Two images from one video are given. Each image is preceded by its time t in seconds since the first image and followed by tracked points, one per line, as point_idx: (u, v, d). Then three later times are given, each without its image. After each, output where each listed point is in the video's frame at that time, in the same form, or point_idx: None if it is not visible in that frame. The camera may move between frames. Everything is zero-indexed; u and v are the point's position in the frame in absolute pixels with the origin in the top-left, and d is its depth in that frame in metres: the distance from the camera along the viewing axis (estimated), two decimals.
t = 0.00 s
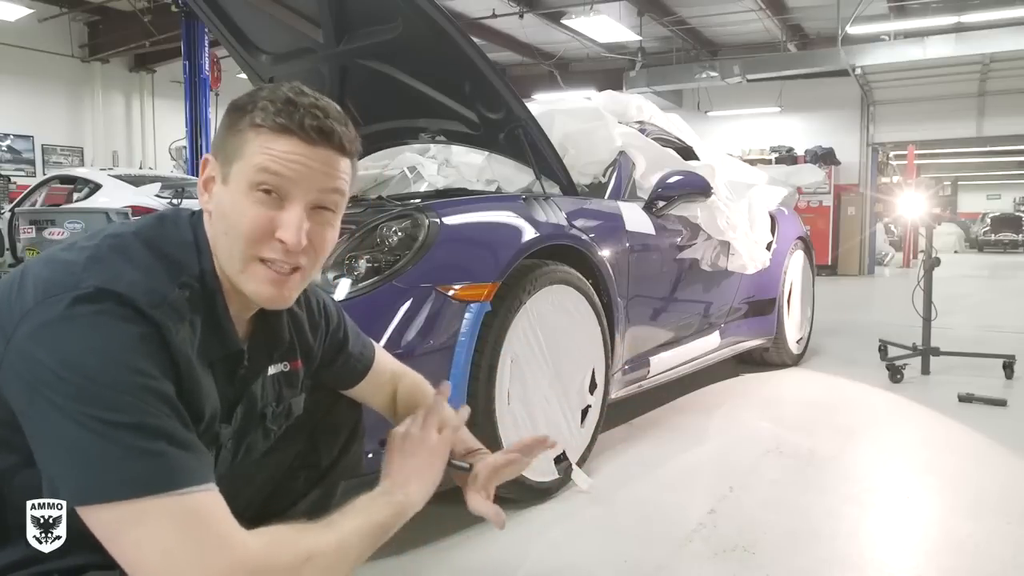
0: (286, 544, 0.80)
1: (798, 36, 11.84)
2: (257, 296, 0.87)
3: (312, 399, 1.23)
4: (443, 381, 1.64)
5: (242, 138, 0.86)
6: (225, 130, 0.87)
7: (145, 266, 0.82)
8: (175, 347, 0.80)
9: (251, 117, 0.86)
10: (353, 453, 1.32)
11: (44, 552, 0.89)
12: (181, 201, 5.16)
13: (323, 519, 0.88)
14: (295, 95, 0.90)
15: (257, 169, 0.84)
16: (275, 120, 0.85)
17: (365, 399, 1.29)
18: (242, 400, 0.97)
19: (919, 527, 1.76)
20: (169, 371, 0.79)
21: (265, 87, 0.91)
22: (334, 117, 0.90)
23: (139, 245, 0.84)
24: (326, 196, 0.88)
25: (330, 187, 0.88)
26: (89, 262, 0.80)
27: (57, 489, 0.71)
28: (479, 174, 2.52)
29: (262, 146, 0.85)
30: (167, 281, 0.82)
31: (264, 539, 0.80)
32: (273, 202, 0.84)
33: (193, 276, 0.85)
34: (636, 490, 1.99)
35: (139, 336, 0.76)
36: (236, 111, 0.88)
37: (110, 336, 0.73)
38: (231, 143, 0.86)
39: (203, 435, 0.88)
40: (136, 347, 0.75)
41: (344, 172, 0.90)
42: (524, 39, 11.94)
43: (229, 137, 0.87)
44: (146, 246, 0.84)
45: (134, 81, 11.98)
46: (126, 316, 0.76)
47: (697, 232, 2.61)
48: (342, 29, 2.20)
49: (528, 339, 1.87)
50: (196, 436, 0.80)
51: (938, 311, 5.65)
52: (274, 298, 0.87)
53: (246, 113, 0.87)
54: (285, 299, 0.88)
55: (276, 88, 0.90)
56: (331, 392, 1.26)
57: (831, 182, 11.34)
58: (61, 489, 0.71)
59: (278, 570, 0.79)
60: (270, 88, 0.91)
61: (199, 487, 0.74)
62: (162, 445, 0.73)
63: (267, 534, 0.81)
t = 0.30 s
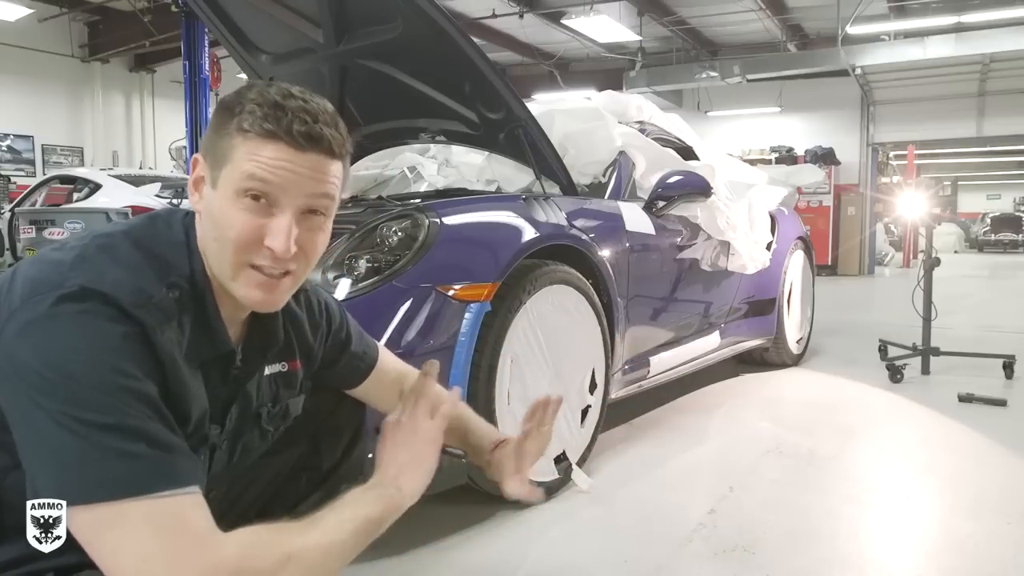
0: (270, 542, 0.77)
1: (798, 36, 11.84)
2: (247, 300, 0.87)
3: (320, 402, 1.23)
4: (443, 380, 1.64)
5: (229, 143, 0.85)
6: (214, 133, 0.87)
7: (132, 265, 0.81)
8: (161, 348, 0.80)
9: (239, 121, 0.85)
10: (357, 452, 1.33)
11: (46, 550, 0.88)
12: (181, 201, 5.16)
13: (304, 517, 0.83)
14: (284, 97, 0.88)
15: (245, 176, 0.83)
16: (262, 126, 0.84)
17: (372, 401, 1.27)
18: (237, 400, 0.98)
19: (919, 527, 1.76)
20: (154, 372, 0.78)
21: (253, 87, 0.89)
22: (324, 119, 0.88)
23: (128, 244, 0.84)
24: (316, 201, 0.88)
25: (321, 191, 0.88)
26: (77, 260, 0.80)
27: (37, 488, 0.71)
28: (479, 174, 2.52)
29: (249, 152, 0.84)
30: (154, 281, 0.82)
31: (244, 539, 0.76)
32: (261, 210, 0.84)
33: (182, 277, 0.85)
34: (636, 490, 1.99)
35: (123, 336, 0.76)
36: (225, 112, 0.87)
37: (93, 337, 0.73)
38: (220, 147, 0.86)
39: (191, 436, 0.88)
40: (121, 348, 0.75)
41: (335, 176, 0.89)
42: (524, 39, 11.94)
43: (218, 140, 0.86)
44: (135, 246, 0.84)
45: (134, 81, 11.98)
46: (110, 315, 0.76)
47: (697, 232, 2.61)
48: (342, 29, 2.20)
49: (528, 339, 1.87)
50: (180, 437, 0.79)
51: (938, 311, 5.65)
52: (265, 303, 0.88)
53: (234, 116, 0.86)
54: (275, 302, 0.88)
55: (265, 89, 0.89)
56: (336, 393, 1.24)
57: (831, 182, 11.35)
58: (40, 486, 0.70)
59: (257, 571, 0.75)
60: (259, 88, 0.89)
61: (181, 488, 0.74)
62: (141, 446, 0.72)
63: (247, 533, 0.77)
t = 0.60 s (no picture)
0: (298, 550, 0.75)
1: (798, 36, 11.84)
2: (248, 311, 0.87)
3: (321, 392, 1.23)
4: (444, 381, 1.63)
5: (243, 153, 0.84)
6: (228, 139, 0.86)
7: (138, 268, 0.81)
8: (168, 351, 0.79)
9: (255, 132, 0.84)
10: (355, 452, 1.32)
11: (45, 552, 0.89)
12: (181, 200, 5.16)
13: (340, 530, 0.79)
14: (302, 112, 0.87)
15: (256, 189, 0.82)
16: (278, 141, 0.83)
17: (372, 390, 1.27)
18: (242, 401, 0.98)
19: (919, 527, 1.76)
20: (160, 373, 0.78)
21: (271, 99, 0.88)
22: (340, 139, 0.87)
23: (133, 246, 0.84)
24: (325, 219, 0.87)
25: (331, 211, 0.87)
26: (82, 262, 0.80)
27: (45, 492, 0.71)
28: (479, 174, 2.52)
29: (264, 165, 0.83)
30: (160, 283, 0.82)
31: (259, 544, 0.75)
32: (270, 224, 0.83)
33: (186, 279, 0.85)
34: (636, 490, 1.99)
35: (129, 340, 0.75)
36: (241, 120, 0.86)
37: (98, 340, 0.73)
38: (233, 155, 0.85)
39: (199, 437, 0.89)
40: (127, 352, 0.75)
41: (347, 195, 0.89)
42: (524, 39, 11.94)
43: (232, 148, 0.85)
44: (140, 247, 0.84)
45: (134, 81, 11.98)
46: (117, 319, 0.76)
47: (697, 232, 2.61)
48: (342, 29, 2.20)
49: (528, 339, 1.87)
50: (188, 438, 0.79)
51: (938, 311, 5.65)
52: (265, 316, 0.87)
53: (251, 126, 0.85)
54: (276, 316, 0.88)
55: (284, 101, 0.88)
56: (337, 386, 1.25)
57: (831, 182, 11.35)
58: (48, 490, 0.70)
59: None
60: (277, 100, 0.88)
61: (189, 490, 0.73)
62: (146, 449, 0.72)
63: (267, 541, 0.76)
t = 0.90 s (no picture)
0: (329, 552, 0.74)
1: (798, 36, 11.84)
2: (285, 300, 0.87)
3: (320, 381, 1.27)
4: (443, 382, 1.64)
5: (288, 151, 0.81)
6: (265, 134, 0.82)
7: (159, 268, 0.80)
8: (195, 349, 0.79)
9: (300, 130, 0.81)
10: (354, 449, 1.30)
11: (46, 552, 0.89)
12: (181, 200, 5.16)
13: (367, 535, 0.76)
14: (340, 108, 0.85)
15: (307, 189, 0.81)
16: (328, 141, 0.82)
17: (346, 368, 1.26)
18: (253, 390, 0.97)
19: (919, 527, 1.76)
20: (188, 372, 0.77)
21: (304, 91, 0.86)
22: (376, 135, 0.87)
23: (152, 246, 0.83)
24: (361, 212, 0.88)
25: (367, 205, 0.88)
26: (104, 266, 0.79)
27: (81, 495, 0.71)
28: (479, 174, 2.52)
29: (315, 166, 0.81)
30: (181, 281, 0.81)
31: (295, 543, 0.74)
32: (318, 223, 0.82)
33: (205, 275, 0.84)
34: (636, 490, 1.99)
35: (157, 343, 0.74)
36: (278, 116, 0.83)
37: (126, 343, 0.72)
38: (274, 152, 0.81)
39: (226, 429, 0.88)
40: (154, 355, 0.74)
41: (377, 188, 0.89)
42: (524, 38, 11.94)
43: (270, 144, 0.82)
44: (160, 247, 0.83)
45: (134, 81, 11.98)
46: (143, 322, 0.75)
47: (697, 232, 2.61)
48: (342, 30, 2.20)
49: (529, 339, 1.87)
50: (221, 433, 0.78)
51: (938, 311, 5.65)
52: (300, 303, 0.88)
53: (292, 123, 0.82)
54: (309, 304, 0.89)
55: (317, 94, 0.85)
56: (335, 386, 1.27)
57: (831, 182, 11.35)
58: (84, 495, 0.71)
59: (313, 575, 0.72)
60: (311, 93, 0.86)
61: (225, 489, 0.72)
62: (178, 452, 0.71)
63: (302, 542, 0.75)
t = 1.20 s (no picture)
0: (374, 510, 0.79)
1: (798, 36, 11.84)
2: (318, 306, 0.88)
3: (320, 380, 1.28)
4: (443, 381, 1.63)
5: (343, 163, 0.82)
6: (316, 145, 0.81)
7: (181, 280, 0.78)
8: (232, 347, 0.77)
9: (352, 142, 0.83)
10: (347, 446, 1.29)
11: (45, 552, 0.82)
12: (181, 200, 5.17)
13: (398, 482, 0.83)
14: (380, 118, 0.88)
15: (359, 202, 0.83)
16: (379, 154, 0.85)
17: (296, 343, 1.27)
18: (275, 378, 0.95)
19: (919, 527, 1.76)
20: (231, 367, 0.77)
21: (345, 100, 0.86)
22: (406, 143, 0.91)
23: (168, 254, 0.79)
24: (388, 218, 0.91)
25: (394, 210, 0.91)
26: (125, 277, 0.75)
27: (149, 498, 0.71)
28: (479, 174, 2.52)
29: (366, 179, 0.84)
30: (201, 288, 0.79)
31: (346, 504, 0.79)
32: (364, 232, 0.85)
33: (217, 281, 0.81)
34: (636, 490, 1.99)
35: (195, 347, 0.73)
36: (327, 126, 0.82)
37: (172, 351, 0.71)
38: (327, 164, 0.82)
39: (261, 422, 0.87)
40: (197, 359, 0.72)
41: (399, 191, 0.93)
42: (524, 38, 11.94)
43: (323, 155, 0.81)
44: (174, 256, 0.80)
45: (135, 81, 11.98)
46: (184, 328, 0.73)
47: (696, 232, 2.61)
48: (342, 29, 2.20)
49: (528, 339, 1.87)
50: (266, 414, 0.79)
51: (938, 311, 5.65)
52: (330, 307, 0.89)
53: (344, 135, 0.83)
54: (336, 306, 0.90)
55: (357, 102, 0.87)
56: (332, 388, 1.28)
57: (831, 182, 11.35)
58: (153, 498, 0.71)
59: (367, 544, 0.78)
60: (352, 103, 0.86)
61: (283, 468, 0.75)
62: (242, 443, 0.72)
63: (346, 499, 0.80)
